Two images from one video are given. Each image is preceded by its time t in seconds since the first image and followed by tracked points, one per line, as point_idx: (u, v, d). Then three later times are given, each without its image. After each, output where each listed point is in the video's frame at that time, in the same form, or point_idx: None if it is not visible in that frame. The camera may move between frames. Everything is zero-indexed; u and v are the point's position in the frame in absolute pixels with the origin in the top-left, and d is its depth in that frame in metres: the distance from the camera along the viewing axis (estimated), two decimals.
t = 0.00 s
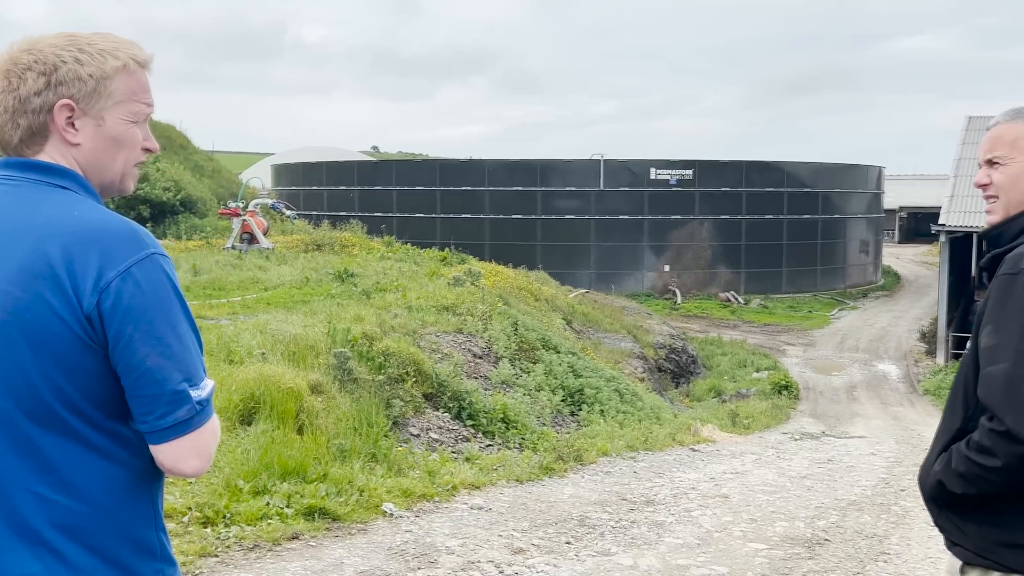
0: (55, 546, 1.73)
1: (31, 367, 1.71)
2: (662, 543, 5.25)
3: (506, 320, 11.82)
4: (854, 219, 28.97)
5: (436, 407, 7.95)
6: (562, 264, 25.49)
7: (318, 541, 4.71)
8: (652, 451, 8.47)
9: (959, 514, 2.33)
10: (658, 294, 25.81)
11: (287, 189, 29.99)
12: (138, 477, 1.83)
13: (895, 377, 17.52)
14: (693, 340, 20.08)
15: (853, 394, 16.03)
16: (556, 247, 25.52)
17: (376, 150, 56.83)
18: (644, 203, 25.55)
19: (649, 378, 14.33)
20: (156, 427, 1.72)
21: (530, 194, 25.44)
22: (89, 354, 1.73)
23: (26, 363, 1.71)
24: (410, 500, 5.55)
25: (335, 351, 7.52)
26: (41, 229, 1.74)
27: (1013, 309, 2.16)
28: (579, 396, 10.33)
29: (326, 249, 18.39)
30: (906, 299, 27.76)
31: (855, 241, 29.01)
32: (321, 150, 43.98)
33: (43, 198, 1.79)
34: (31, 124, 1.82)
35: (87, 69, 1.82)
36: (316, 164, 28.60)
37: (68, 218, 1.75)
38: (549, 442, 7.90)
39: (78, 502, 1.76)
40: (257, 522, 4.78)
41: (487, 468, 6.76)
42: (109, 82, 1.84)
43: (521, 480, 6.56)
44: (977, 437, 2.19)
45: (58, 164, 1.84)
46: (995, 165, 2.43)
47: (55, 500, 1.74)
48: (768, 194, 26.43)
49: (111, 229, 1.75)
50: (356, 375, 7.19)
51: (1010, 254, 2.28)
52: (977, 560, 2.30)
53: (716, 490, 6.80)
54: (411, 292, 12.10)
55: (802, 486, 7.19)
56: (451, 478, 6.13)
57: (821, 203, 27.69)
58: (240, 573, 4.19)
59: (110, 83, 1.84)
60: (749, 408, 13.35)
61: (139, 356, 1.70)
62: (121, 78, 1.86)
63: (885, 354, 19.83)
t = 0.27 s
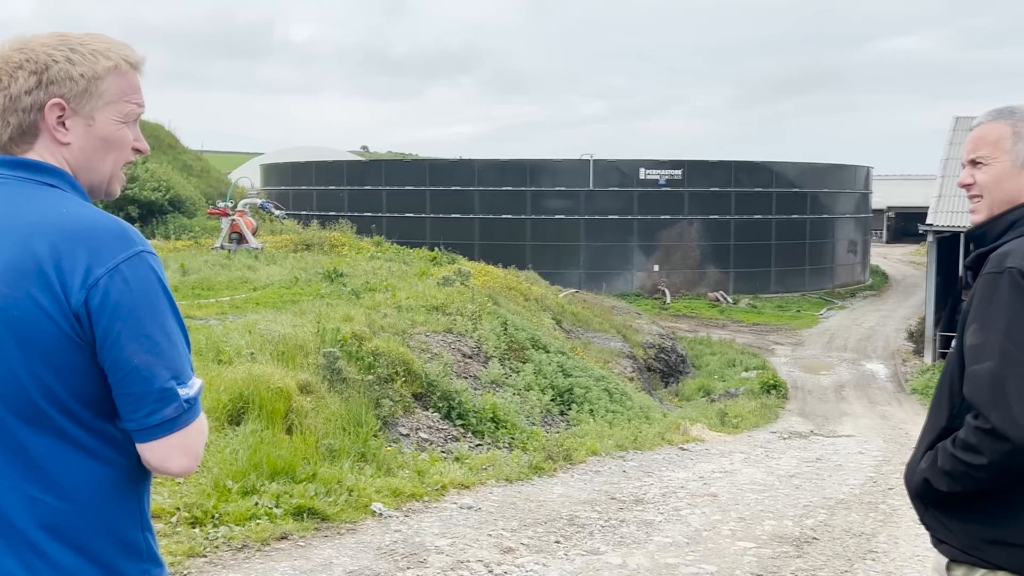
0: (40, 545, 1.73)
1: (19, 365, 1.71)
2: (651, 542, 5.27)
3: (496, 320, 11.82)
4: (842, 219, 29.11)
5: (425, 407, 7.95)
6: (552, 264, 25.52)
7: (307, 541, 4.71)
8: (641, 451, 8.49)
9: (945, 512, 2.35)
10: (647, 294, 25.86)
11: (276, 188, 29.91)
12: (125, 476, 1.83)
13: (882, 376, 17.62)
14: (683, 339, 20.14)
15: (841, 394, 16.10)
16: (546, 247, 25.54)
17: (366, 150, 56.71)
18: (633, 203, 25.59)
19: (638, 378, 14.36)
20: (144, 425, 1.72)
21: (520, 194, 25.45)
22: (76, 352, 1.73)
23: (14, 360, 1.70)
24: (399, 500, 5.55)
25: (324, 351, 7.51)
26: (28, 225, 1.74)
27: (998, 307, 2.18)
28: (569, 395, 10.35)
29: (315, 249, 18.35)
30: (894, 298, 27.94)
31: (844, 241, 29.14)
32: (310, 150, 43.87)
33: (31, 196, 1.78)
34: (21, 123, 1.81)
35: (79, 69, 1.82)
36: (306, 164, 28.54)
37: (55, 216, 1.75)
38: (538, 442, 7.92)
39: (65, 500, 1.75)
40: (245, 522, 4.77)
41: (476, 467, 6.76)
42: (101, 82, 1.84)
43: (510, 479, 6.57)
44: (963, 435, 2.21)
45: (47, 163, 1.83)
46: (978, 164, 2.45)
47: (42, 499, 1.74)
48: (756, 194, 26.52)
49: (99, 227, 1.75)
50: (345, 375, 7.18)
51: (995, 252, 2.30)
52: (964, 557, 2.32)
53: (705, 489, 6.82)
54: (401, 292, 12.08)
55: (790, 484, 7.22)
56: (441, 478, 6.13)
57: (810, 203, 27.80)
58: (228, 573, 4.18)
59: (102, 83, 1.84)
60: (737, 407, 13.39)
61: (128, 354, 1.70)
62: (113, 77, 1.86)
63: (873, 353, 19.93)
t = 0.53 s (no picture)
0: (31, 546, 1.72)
1: (14, 365, 1.69)
2: (643, 541, 5.27)
3: (487, 320, 11.81)
4: (832, 219, 29.22)
5: (416, 407, 7.93)
6: (543, 263, 25.53)
7: (298, 542, 4.69)
8: (632, 450, 8.50)
9: (937, 511, 2.36)
10: (638, 293, 25.90)
11: (266, 188, 29.81)
12: (118, 476, 1.81)
13: (872, 375, 17.70)
14: (673, 339, 20.17)
15: (831, 393, 16.16)
16: (537, 247, 25.55)
17: (357, 150, 56.57)
18: (624, 203, 25.61)
19: (629, 378, 14.38)
20: (140, 426, 1.71)
21: (511, 194, 25.45)
22: (71, 352, 1.71)
23: (8, 360, 1.69)
24: (390, 500, 5.54)
25: (315, 351, 7.48)
26: (23, 224, 1.72)
27: (989, 306, 2.19)
28: (560, 395, 10.36)
29: (305, 248, 18.30)
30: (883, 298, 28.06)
31: (833, 241, 29.25)
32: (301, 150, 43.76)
33: (25, 196, 1.77)
34: (16, 124, 1.80)
35: (72, 67, 1.81)
36: (296, 163, 28.45)
37: (50, 215, 1.74)
38: (530, 442, 7.91)
39: (56, 501, 1.74)
40: (237, 522, 4.75)
41: (469, 467, 6.76)
42: (96, 80, 1.83)
43: (502, 479, 6.56)
44: (955, 434, 2.22)
45: (43, 162, 1.82)
46: (968, 165, 2.46)
47: (35, 500, 1.73)
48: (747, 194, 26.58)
49: (94, 227, 1.74)
50: (336, 375, 7.16)
51: (986, 252, 2.30)
52: (955, 556, 2.33)
53: (697, 488, 6.84)
54: (391, 292, 12.05)
55: (781, 484, 7.24)
56: (433, 478, 6.12)
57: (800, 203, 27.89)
58: (219, 574, 4.17)
59: (97, 81, 1.83)
60: (728, 406, 13.41)
61: (125, 354, 1.69)
62: (106, 76, 1.85)
63: (863, 352, 20.01)
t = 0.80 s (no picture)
0: (26, 547, 1.70)
1: (8, 366, 1.68)
2: (636, 541, 5.27)
3: (480, 319, 11.79)
4: (823, 219, 29.30)
5: (409, 407, 7.92)
6: (535, 263, 25.53)
7: (291, 542, 4.68)
8: (625, 450, 8.50)
9: (930, 510, 2.37)
10: (630, 293, 25.93)
11: (257, 187, 29.73)
12: (114, 477, 1.80)
13: (863, 375, 17.77)
14: (665, 339, 20.21)
15: (823, 392, 16.21)
16: (529, 247, 25.55)
17: (349, 150, 56.49)
18: (616, 203, 25.63)
19: (621, 377, 14.38)
20: (136, 428, 1.70)
21: (503, 193, 25.44)
22: (66, 353, 1.70)
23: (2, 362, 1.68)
24: (383, 500, 5.53)
25: (307, 351, 7.45)
26: (17, 225, 1.71)
27: (981, 306, 2.19)
28: (553, 395, 10.36)
29: (297, 248, 18.26)
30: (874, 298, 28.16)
31: (825, 241, 29.34)
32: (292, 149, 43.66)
33: (20, 196, 1.76)
34: (10, 123, 1.78)
35: (64, 66, 1.79)
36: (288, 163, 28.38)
37: (46, 216, 1.73)
38: (523, 442, 7.90)
39: (51, 503, 1.73)
40: (229, 523, 4.73)
41: (461, 467, 6.75)
42: (89, 79, 1.82)
43: (495, 479, 6.55)
44: (948, 434, 2.23)
45: (37, 162, 1.81)
46: (960, 166, 2.47)
47: (30, 502, 1.72)
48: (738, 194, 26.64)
49: (89, 228, 1.72)
50: (328, 375, 7.13)
51: (978, 252, 2.31)
52: (948, 555, 2.33)
53: (689, 488, 6.85)
54: (383, 292, 12.03)
55: (774, 483, 7.25)
56: (425, 479, 6.11)
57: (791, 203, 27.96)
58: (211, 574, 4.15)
59: (91, 80, 1.82)
60: (720, 406, 13.43)
61: (121, 355, 1.67)
62: (99, 75, 1.83)
63: (854, 352, 20.08)
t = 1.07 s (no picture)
0: (21, 547, 1.69)
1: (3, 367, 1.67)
2: (631, 540, 5.27)
3: (474, 319, 11.78)
4: (817, 218, 29.37)
5: (403, 407, 7.91)
6: (529, 263, 25.54)
7: (285, 543, 4.66)
8: (620, 450, 8.51)
9: (923, 510, 2.37)
10: (624, 293, 25.96)
11: (251, 186, 29.67)
12: (111, 477, 1.80)
13: (857, 374, 17.81)
14: (659, 338, 20.23)
15: (816, 392, 16.24)
16: (523, 246, 25.56)
17: (342, 150, 56.41)
18: (610, 203, 25.64)
19: (615, 377, 14.38)
20: (131, 428, 1.69)
21: (497, 193, 25.43)
22: (60, 353, 1.69)
23: None
24: (378, 500, 5.52)
25: (301, 351, 7.43)
26: (11, 225, 1.70)
27: (973, 306, 2.20)
28: (547, 394, 10.36)
29: (291, 248, 18.22)
30: (867, 297, 28.23)
31: (818, 240, 29.40)
32: (286, 148, 43.59)
33: (14, 196, 1.75)
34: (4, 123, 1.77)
35: (56, 65, 1.78)
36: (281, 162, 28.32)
37: (40, 215, 1.72)
38: (517, 441, 7.90)
39: (47, 504, 1.72)
40: (223, 523, 4.71)
41: (456, 467, 6.75)
42: (82, 77, 1.81)
43: (489, 479, 6.55)
44: (940, 434, 2.23)
45: (31, 163, 1.80)
46: (952, 166, 2.47)
47: (25, 503, 1.71)
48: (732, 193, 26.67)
49: (82, 228, 1.71)
50: (323, 375, 7.12)
51: (970, 252, 2.32)
52: (940, 555, 2.34)
53: (683, 487, 6.85)
54: (377, 292, 12.01)
55: (768, 482, 7.26)
56: (419, 478, 6.10)
57: (785, 203, 28.01)
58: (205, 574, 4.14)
59: (83, 78, 1.81)
60: (714, 405, 13.45)
61: (115, 356, 1.67)
62: (90, 72, 1.82)
63: (848, 351, 20.13)
